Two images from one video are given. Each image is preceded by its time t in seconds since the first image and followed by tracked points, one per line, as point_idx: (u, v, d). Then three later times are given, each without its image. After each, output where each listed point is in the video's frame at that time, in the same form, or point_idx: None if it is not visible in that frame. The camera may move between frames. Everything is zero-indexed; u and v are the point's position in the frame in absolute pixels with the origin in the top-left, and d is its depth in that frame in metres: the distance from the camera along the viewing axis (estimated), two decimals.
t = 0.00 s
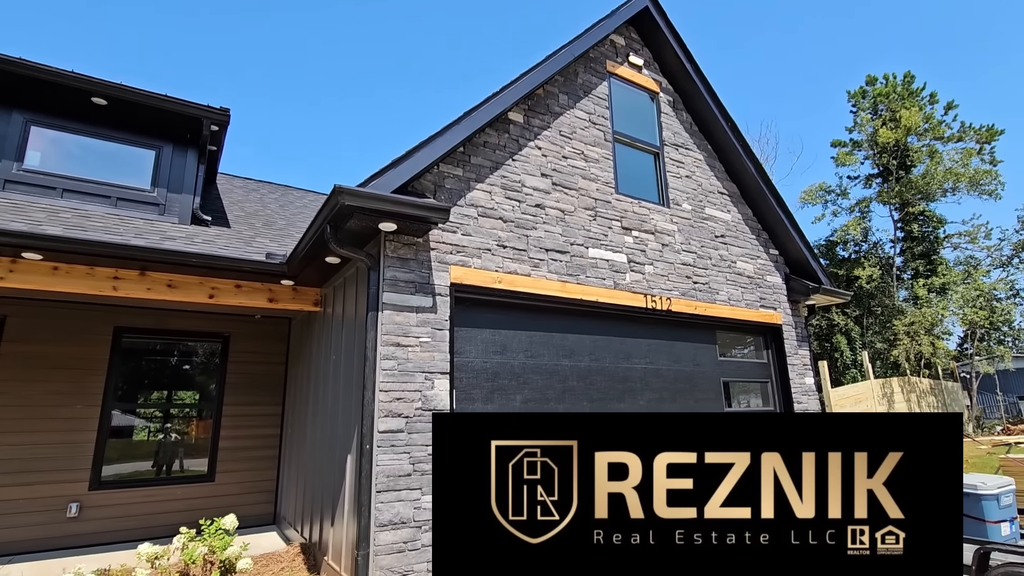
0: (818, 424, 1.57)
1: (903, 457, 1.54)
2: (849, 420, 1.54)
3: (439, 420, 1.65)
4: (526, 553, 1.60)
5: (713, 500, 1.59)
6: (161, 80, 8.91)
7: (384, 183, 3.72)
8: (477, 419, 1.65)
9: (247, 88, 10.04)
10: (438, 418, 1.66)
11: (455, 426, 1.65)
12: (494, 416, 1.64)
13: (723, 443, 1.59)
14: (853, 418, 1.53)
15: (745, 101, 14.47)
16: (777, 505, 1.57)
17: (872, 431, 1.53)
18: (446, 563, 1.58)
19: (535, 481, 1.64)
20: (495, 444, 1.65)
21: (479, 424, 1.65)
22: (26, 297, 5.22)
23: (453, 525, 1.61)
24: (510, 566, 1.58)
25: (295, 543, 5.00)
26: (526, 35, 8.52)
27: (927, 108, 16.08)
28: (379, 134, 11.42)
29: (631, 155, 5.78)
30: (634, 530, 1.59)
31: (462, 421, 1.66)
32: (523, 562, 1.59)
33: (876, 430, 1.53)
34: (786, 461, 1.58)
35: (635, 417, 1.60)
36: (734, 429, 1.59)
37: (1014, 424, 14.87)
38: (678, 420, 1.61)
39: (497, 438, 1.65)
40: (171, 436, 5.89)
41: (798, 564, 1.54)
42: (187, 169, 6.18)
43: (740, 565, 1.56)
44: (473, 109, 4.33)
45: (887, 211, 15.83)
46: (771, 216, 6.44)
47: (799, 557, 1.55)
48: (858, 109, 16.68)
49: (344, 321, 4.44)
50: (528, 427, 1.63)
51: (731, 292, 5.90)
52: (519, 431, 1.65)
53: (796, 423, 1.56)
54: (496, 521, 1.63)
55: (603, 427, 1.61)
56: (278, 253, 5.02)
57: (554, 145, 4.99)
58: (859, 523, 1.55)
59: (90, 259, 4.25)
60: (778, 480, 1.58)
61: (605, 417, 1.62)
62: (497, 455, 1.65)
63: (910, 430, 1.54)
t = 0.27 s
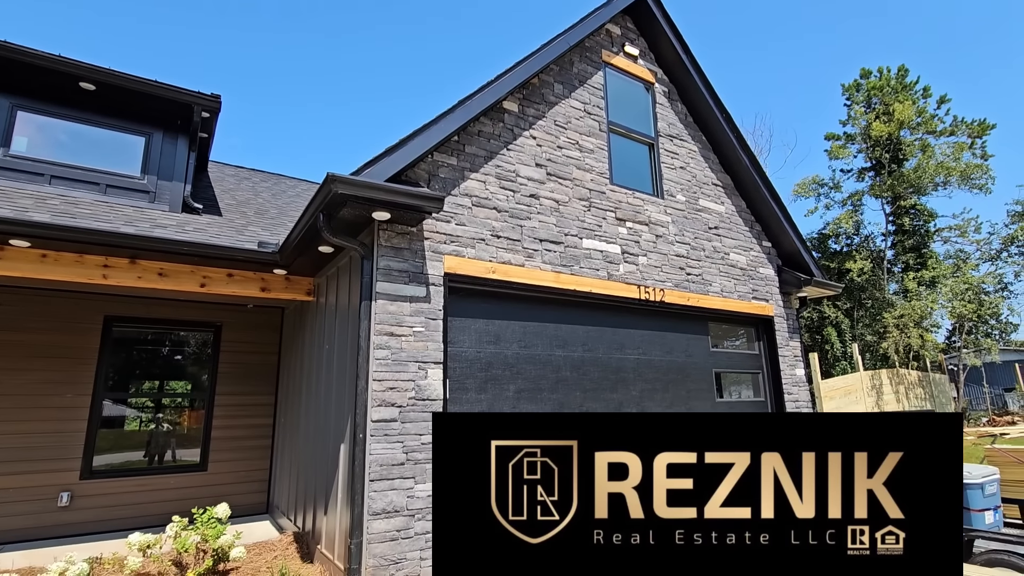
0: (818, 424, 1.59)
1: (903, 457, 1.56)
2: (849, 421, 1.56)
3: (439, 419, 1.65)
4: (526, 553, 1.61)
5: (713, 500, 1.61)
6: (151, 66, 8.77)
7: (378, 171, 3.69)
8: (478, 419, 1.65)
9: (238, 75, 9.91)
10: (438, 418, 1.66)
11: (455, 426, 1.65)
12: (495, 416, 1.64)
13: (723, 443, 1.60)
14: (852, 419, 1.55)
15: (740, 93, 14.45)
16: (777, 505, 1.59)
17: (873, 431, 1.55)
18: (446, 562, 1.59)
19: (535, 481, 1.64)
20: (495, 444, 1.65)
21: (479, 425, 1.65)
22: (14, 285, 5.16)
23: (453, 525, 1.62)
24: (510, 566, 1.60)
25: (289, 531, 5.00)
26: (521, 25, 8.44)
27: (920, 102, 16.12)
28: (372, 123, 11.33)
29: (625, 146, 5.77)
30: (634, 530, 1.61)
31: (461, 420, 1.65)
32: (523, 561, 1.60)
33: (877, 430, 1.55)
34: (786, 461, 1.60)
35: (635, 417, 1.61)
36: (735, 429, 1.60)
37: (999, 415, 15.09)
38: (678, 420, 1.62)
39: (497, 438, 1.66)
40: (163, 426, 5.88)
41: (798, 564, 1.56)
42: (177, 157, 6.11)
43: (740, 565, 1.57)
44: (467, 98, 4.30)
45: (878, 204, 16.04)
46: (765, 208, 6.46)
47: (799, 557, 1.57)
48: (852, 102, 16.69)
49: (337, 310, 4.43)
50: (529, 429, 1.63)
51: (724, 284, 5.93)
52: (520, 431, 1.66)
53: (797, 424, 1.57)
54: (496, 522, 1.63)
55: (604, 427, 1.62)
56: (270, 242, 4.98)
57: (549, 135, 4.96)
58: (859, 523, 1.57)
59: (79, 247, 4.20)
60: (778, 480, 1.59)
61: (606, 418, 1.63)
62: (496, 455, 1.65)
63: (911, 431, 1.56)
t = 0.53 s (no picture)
0: (819, 425, 1.60)
1: (903, 457, 1.58)
2: (851, 422, 1.57)
3: (439, 419, 1.68)
4: (526, 553, 1.64)
5: (713, 500, 1.63)
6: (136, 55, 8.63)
7: (367, 164, 3.67)
8: (478, 419, 1.68)
9: (225, 66, 9.78)
10: (438, 417, 1.69)
11: (455, 426, 1.68)
12: (495, 416, 1.67)
13: (723, 443, 1.63)
14: (854, 420, 1.57)
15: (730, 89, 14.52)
16: (777, 505, 1.61)
17: (873, 432, 1.57)
18: (445, 563, 1.62)
19: (534, 481, 1.67)
20: (495, 443, 1.69)
21: (480, 425, 1.68)
22: None
23: (453, 524, 1.65)
24: (511, 566, 1.62)
25: (277, 526, 4.98)
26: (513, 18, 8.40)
27: (907, 99, 16.28)
28: (362, 116, 11.24)
29: (616, 141, 5.77)
30: (634, 530, 1.63)
31: (461, 420, 1.68)
32: (522, 561, 1.63)
33: (877, 431, 1.57)
34: (786, 461, 1.62)
35: (635, 418, 1.63)
36: (735, 429, 1.62)
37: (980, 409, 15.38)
38: (677, 420, 1.64)
39: (497, 438, 1.69)
40: (149, 421, 5.80)
41: (797, 564, 1.58)
42: (163, 148, 6.02)
43: (740, 565, 1.59)
44: (458, 91, 4.27)
45: (865, 201, 16.20)
46: (754, 204, 6.50)
47: (799, 557, 1.59)
48: (841, 99, 16.82)
49: (327, 304, 4.40)
50: (530, 429, 1.66)
51: (713, 279, 5.97)
52: (520, 430, 1.68)
53: (796, 424, 1.59)
54: (496, 521, 1.66)
55: (604, 428, 1.65)
56: (259, 235, 4.93)
57: (539, 129, 4.95)
58: (859, 524, 1.59)
59: (63, 239, 4.14)
60: (778, 480, 1.61)
61: (607, 418, 1.65)
62: (497, 454, 1.68)
63: (911, 431, 1.57)
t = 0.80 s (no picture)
0: (820, 425, 1.61)
1: (902, 457, 1.59)
2: (848, 422, 1.59)
3: (439, 419, 1.68)
4: (526, 553, 1.65)
5: (713, 500, 1.64)
6: (118, 48, 8.47)
7: (354, 161, 3.64)
8: (478, 420, 1.68)
9: (210, 60, 9.64)
10: (438, 417, 1.68)
11: (455, 426, 1.68)
12: (495, 416, 1.67)
13: (723, 443, 1.64)
14: (852, 420, 1.58)
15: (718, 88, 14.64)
16: (778, 505, 1.62)
17: (873, 431, 1.58)
18: (444, 564, 1.62)
19: (534, 481, 1.68)
20: (495, 443, 1.69)
21: (480, 425, 1.68)
22: None
23: (453, 523, 1.65)
24: (511, 566, 1.63)
25: (263, 526, 4.94)
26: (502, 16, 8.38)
27: (890, 100, 16.53)
28: (349, 112, 11.15)
29: (604, 139, 5.79)
30: (634, 530, 1.64)
31: (461, 420, 1.68)
32: (522, 561, 1.63)
33: (878, 430, 1.58)
34: (786, 461, 1.63)
35: (635, 417, 1.65)
36: (735, 430, 1.63)
37: (960, 404, 15.70)
38: (677, 421, 1.66)
39: (497, 438, 1.69)
40: (134, 420, 5.73)
41: (798, 564, 1.60)
42: (146, 144, 5.92)
43: (740, 565, 1.61)
44: (446, 88, 4.26)
45: (849, 200, 16.40)
46: (740, 203, 6.57)
47: (799, 557, 1.60)
48: (825, 99, 17.02)
49: (313, 302, 4.37)
50: (530, 429, 1.67)
51: (699, 277, 6.02)
52: (519, 431, 1.69)
53: (797, 424, 1.61)
54: (496, 521, 1.67)
55: (603, 428, 1.65)
56: (244, 232, 4.88)
57: (528, 127, 4.96)
58: (859, 524, 1.60)
59: (43, 236, 4.06)
60: (778, 480, 1.63)
61: (607, 419, 1.66)
62: (496, 454, 1.69)
63: (912, 431, 1.59)
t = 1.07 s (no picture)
0: (818, 425, 1.66)
1: (903, 457, 1.64)
2: (849, 422, 1.63)
3: (439, 420, 1.73)
4: (526, 552, 1.70)
5: (713, 500, 1.68)
6: (100, 46, 8.35)
7: (339, 162, 3.62)
8: (477, 420, 1.74)
9: (195, 58, 9.53)
10: (438, 417, 1.73)
11: (455, 426, 1.74)
12: (494, 416, 1.73)
13: (723, 444, 1.68)
14: (853, 421, 1.62)
15: (704, 90, 14.77)
16: (777, 505, 1.66)
17: (873, 432, 1.63)
18: (444, 564, 1.68)
19: (534, 481, 1.72)
20: (495, 444, 1.74)
21: (478, 425, 1.74)
22: None
23: (453, 522, 1.70)
24: (511, 566, 1.68)
25: (248, 530, 4.89)
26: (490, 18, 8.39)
27: (872, 103, 16.80)
28: (336, 112, 11.08)
29: (591, 141, 5.82)
30: (634, 530, 1.69)
31: (461, 420, 1.74)
32: (522, 560, 1.68)
33: (877, 431, 1.63)
34: (786, 461, 1.68)
35: (636, 417, 1.70)
36: (733, 430, 1.68)
37: (941, 402, 15.96)
38: (677, 421, 1.70)
39: (497, 439, 1.74)
40: (116, 424, 5.64)
41: (797, 563, 1.64)
42: (129, 143, 5.84)
43: (740, 564, 1.65)
44: (434, 89, 4.25)
45: (833, 201, 16.57)
46: (725, 205, 6.64)
47: (799, 556, 1.64)
48: (810, 102, 17.24)
49: (300, 304, 4.34)
50: (529, 429, 1.72)
51: (686, 278, 6.07)
52: (517, 432, 1.74)
53: (797, 424, 1.65)
54: (496, 521, 1.72)
55: (602, 427, 1.70)
56: (229, 233, 4.83)
57: (515, 128, 4.96)
58: (859, 523, 1.64)
59: (22, 237, 3.99)
60: (778, 480, 1.67)
61: (606, 419, 1.71)
62: (496, 454, 1.73)
63: (911, 432, 1.63)
